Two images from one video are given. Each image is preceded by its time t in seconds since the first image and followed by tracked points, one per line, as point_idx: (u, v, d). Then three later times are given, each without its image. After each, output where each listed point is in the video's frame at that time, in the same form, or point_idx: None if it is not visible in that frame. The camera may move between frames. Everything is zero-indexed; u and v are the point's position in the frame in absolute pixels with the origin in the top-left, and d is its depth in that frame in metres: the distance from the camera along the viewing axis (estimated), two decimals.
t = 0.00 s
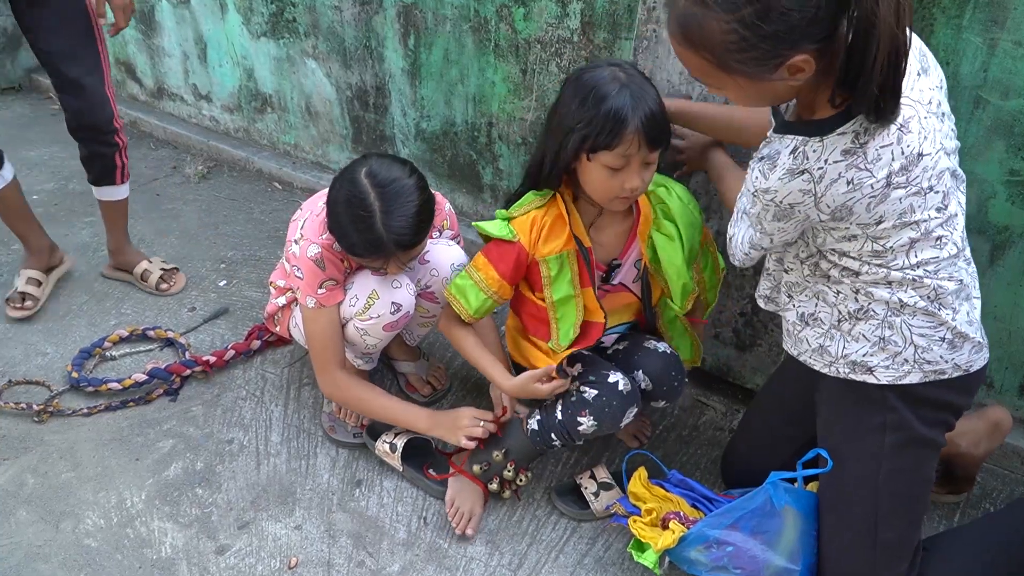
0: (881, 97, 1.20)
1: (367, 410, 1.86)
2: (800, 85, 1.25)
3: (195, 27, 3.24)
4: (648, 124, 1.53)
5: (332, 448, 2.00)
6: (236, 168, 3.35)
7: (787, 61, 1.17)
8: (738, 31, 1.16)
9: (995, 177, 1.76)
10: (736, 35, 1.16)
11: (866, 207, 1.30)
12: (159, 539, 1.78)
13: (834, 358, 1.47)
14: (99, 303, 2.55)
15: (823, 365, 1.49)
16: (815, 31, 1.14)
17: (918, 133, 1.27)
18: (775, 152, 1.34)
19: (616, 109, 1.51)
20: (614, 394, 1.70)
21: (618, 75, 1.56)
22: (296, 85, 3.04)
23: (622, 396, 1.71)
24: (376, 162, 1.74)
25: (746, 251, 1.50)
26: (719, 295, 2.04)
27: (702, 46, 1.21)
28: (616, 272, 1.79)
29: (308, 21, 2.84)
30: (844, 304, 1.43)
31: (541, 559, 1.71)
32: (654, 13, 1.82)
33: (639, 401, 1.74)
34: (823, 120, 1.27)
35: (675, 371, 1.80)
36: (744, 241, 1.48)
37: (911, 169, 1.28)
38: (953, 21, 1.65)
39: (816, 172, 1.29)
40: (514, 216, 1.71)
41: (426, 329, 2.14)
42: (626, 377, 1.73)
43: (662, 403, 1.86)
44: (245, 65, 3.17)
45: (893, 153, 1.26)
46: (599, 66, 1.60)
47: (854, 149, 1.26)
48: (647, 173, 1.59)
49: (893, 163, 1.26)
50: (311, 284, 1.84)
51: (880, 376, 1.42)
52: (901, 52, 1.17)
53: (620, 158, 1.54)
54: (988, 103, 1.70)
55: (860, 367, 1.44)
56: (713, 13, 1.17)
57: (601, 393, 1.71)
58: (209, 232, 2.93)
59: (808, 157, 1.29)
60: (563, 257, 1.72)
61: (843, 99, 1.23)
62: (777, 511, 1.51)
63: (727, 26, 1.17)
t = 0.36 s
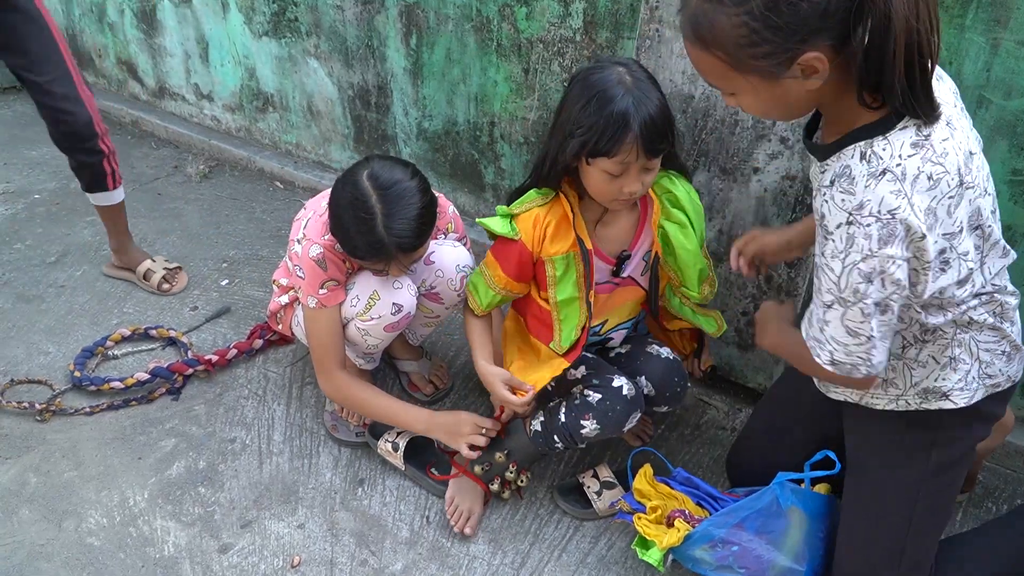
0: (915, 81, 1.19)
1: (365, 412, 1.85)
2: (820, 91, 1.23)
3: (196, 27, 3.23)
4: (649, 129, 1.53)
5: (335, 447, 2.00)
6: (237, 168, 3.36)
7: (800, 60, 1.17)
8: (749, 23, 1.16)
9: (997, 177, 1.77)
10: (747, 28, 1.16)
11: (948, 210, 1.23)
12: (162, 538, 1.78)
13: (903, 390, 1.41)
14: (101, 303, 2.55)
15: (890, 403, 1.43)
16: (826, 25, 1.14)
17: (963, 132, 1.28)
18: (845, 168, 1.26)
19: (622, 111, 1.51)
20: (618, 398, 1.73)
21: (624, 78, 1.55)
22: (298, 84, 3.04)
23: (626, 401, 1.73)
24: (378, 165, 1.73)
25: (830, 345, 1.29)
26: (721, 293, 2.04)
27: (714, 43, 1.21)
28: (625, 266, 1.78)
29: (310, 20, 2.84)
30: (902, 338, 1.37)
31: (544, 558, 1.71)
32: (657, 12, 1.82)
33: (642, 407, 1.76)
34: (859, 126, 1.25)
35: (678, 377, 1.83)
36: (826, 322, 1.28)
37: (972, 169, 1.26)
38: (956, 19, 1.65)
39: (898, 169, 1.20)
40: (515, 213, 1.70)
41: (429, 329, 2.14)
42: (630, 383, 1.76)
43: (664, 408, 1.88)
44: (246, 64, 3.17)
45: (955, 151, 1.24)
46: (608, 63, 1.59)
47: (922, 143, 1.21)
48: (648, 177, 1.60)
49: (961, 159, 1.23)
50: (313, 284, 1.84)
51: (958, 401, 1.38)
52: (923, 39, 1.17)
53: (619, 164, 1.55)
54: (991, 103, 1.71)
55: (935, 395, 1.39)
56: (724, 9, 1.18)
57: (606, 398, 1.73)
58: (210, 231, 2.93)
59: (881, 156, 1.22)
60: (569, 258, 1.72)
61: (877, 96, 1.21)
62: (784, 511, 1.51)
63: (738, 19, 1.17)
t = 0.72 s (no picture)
0: (889, 139, 1.22)
1: (370, 409, 1.82)
2: (803, 136, 1.29)
3: (196, 24, 3.23)
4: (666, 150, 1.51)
5: (337, 443, 2.00)
6: (238, 165, 3.35)
7: (774, 109, 1.24)
8: (728, 68, 1.24)
9: (1000, 171, 1.77)
10: (726, 73, 1.24)
11: (950, 229, 1.26)
12: (163, 533, 1.78)
13: (959, 399, 1.45)
14: (101, 299, 2.55)
15: (897, 398, 1.54)
16: (802, 79, 1.20)
17: (955, 149, 1.31)
18: (843, 205, 1.29)
19: (647, 122, 1.48)
20: (624, 402, 1.73)
21: (651, 88, 1.50)
22: (299, 81, 3.04)
23: (632, 405, 1.73)
24: (380, 165, 1.70)
25: (770, 344, 1.34)
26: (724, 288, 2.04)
27: (698, 84, 1.30)
28: (632, 253, 1.76)
29: (311, 16, 2.84)
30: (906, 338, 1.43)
31: (547, 553, 1.70)
32: (659, 6, 1.82)
33: (649, 412, 1.76)
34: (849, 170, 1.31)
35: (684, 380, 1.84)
36: (777, 328, 1.32)
37: (972, 182, 1.29)
38: (959, 12, 1.65)
39: (892, 203, 1.24)
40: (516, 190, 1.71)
41: (431, 325, 2.12)
42: (638, 387, 1.75)
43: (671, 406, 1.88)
44: (247, 62, 3.16)
45: (948, 170, 1.27)
46: (636, 69, 1.54)
47: (914, 173, 1.26)
48: (660, 187, 1.58)
49: (954, 179, 1.27)
50: (315, 283, 1.80)
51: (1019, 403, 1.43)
52: (900, 101, 1.19)
53: (633, 175, 1.53)
54: (993, 96, 1.70)
55: (994, 400, 1.43)
56: (709, 54, 1.26)
57: (612, 404, 1.73)
58: (211, 228, 2.92)
59: (875, 192, 1.26)
60: (564, 247, 1.72)
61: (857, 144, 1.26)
62: (790, 506, 1.50)
63: (719, 65, 1.25)
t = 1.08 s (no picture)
0: (881, 113, 1.24)
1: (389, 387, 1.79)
2: (802, 109, 1.30)
3: (200, 8, 3.19)
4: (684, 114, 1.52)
5: (344, 422, 1.96)
6: (241, 150, 3.31)
7: (783, 77, 1.24)
8: (740, 36, 1.24)
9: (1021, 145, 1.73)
10: (738, 40, 1.24)
11: (945, 198, 1.27)
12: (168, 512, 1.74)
13: (974, 362, 1.42)
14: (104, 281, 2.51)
15: (913, 366, 1.50)
16: (810, 47, 1.21)
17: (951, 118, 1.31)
18: (832, 179, 1.30)
19: (670, 79, 1.49)
20: (647, 391, 1.70)
21: (667, 46, 1.52)
22: (303, 64, 3.01)
23: (655, 394, 1.70)
24: (408, 130, 1.67)
25: (778, 310, 1.37)
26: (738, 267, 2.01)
27: (707, 53, 1.29)
28: (646, 223, 1.72)
29: None
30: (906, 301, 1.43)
31: (560, 531, 1.67)
32: None
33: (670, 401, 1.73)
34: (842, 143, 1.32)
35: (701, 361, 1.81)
36: (784, 295, 1.35)
37: (969, 148, 1.29)
38: None
39: (881, 176, 1.25)
40: (532, 166, 1.65)
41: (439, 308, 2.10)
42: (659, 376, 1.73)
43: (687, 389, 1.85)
44: (251, 45, 3.13)
45: (943, 141, 1.27)
46: (649, 27, 1.56)
47: (904, 145, 1.26)
48: (679, 146, 1.59)
49: (948, 149, 1.26)
50: (330, 263, 1.72)
51: None
52: (897, 76, 1.22)
53: (658, 133, 1.53)
54: (1014, 68, 1.67)
55: (1011, 363, 1.41)
56: (720, 22, 1.26)
57: (634, 390, 1.70)
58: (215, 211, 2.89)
59: (865, 166, 1.27)
60: (599, 217, 1.68)
61: (852, 117, 1.28)
62: (808, 481, 1.47)
63: (730, 32, 1.25)
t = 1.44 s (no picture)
0: (960, 49, 1.20)
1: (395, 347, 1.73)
2: (865, 54, 1.24)
3: None
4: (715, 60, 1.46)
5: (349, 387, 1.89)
6: (242, 124, 3.25)
7: (842, 16, 1.18)
8: None
9: None
10: None
11: None
12: (166, 475, 1.67)
13: None
14: (101, 250, 2.44)
15: (968, 332, 1.41)
16: None
17: None
18: (914, 130, 1.24)
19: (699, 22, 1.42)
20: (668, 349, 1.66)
21: None
22: (306, 33, 2.94)
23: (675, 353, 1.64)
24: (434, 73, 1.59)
25: (885, 287, 1.32)
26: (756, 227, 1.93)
27: None
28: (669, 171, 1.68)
29: None
30: (991, 283, 1.33)
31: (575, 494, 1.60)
32: None
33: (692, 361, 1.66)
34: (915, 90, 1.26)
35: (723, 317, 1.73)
36: (886, 269, 1.31)
37: None
38: None
39: (970, 121, 1.20)
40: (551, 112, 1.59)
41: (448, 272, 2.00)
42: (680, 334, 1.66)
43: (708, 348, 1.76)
44: (252, 16, 3.06)
45: None
46: None
47: (988, 88, 1.21)
48: (705, 92, 1.53)
49: None
50: (336, 215, 1.67)
51: None
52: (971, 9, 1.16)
53: (684, 81, 1.47)
54: None
55: None
56: None
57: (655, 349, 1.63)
58: (215, 182, 2.82)
59: (950, 112, 1.21)
60: (626, 165, 1.60)
61: (927, 61, 1.22)
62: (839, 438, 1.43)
63: None
